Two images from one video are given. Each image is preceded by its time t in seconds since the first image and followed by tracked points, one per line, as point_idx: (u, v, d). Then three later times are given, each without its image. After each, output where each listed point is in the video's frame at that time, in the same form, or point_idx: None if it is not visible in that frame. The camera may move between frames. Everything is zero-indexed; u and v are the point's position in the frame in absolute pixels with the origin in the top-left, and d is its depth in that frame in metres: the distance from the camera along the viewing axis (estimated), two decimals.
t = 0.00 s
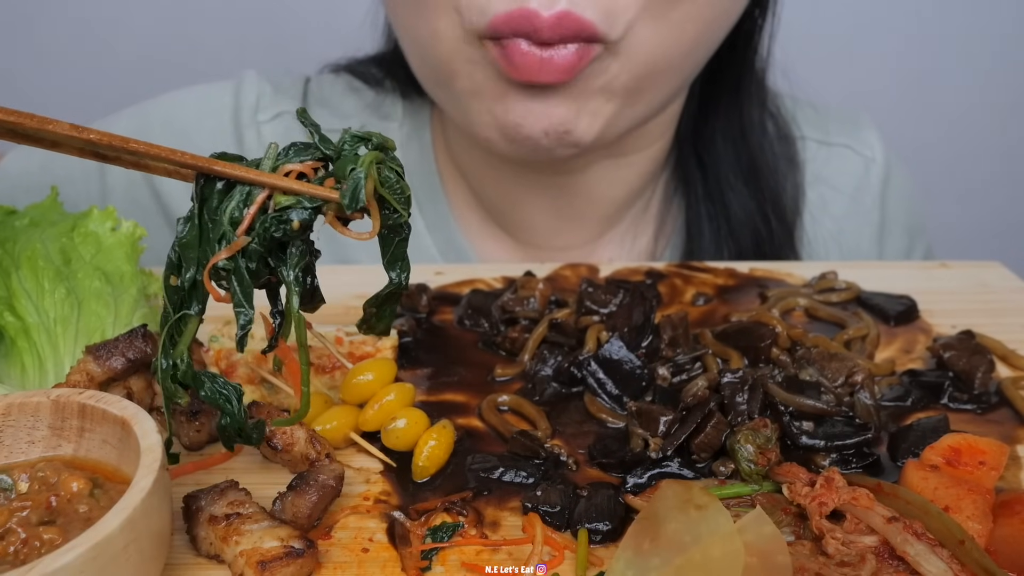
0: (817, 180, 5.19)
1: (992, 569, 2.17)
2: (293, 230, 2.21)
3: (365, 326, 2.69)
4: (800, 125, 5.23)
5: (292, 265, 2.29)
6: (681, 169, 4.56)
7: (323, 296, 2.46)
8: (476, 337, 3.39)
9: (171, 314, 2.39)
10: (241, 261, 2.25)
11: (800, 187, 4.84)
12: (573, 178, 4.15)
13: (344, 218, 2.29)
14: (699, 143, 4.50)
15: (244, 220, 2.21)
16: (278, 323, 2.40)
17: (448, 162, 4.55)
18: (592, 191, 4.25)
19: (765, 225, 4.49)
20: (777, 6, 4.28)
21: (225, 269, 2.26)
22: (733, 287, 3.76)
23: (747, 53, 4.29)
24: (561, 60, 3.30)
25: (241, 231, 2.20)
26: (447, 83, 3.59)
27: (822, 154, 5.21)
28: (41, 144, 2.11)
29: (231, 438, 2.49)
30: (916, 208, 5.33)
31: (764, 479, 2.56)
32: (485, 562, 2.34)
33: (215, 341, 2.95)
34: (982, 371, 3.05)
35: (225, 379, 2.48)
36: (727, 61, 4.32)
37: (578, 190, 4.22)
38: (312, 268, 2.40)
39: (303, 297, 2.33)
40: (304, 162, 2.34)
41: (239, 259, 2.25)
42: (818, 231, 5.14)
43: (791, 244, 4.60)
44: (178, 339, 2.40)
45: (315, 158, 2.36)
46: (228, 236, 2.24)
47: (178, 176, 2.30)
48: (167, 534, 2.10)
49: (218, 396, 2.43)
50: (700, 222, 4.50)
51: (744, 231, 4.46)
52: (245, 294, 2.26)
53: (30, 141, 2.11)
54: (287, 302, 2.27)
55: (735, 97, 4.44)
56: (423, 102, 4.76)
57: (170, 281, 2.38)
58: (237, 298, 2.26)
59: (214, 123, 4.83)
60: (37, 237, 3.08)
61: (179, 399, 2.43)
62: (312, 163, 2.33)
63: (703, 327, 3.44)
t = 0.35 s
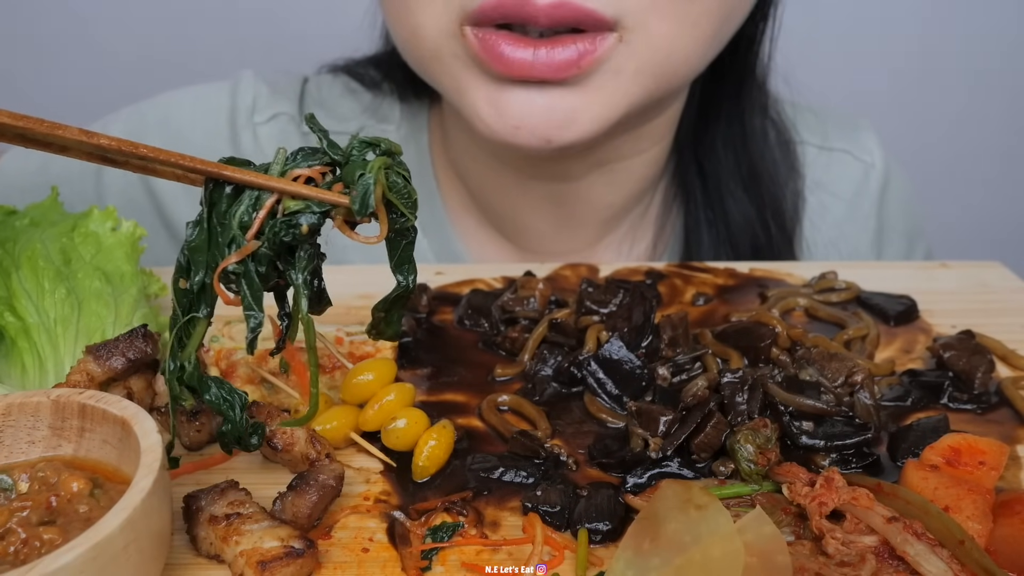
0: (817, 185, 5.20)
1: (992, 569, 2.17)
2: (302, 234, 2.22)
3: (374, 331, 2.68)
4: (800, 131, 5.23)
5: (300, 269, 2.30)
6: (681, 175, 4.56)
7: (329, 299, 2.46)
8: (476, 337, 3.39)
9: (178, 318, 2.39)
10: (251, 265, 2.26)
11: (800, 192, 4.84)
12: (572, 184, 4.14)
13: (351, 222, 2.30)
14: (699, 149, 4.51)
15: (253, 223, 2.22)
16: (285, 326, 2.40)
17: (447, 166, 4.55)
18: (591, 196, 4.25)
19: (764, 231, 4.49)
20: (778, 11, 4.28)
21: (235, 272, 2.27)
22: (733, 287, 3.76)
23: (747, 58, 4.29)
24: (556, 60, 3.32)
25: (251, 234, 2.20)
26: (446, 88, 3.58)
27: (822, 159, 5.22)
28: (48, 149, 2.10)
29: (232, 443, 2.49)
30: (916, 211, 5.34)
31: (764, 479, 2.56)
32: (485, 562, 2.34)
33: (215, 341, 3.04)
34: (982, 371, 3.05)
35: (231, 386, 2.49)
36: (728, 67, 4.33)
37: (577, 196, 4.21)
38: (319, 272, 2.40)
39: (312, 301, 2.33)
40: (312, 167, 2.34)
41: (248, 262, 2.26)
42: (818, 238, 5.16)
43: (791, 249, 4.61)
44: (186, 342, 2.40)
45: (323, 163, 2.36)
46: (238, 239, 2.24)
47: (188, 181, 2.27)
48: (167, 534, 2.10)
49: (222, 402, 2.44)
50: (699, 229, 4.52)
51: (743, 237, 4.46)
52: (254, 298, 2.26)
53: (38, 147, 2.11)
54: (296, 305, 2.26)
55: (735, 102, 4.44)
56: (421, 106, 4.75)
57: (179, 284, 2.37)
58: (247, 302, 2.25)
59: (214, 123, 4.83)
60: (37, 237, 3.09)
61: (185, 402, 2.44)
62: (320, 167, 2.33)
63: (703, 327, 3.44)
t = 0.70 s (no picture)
0: (818, 187, 5.19)
1: (992, 569, 2.17)
2: (309, 244, 2.22)
3: (376, 337, 2.72)
4: (800, 133, 5.23)
5: (307, 278, 2.30)
6: (682, 176, 4.54)
7: (335, 306, 2.46)
8: (476, 337, 3.39)
9: (185, 326, 2.39)
10: (259, 274, 2.26)
11: (800, 195, 4.83)
12: (572, 186, 4.13)
13: (357, 232, 2.30)
14: (699, 151, 4.50)
15: (262, 233, 2.22)
16: (291, 335, 2.40)
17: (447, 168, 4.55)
18: (593, 198, 4.24)
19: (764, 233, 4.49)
20: (779, 12, 4.28)
21: (242, 282, 2.27)
22: (733, 287, 3.76)
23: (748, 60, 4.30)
24: (579, 80, 3.32)
25: (259, 244, 2.20)
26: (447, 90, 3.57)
27: (823, 160, 5.21)
28: (57, 157, 2.12)
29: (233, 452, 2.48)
30: (916, 212, 5.34)
31: (764, 479, 2.57)
32: (485, 562, 2.34)
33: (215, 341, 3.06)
34: (982, 371, 3.05)
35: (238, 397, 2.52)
36: (729, 68, 4.33)
37: (577, 198, 4.20)
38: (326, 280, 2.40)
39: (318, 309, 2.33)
40: (319, 177, 2.35)
41: (256, 272, 2.26)
42: (818, 239, 5.14)
43: (791, 251, 4.60)
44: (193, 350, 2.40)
45: (330, 174, 2.36)
46: (246, 249, 2.25)
47: (196, 189, 2.28)
48: (167, 534, 2.10)
49: (227, 411, 2.45)
50: (700, 231, 4.50)
51: (743, 239, 4.46)
52: (262, 306, 2.26)
53: (47, 155, 2.13)
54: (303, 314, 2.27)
55: (736, 104, 4.44)
56: (421, 110, 4.77)
57: (186, 292, 2.38)
58: (254, 310, 2.26)
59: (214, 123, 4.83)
60: (37, 237, 3.09)
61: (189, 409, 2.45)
62: (327, 178, 2.34)
63: (703, 327, 3.44)
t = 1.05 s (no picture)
0: (819, 187, 5.19)
1: (992, 570, 2.17)
2: (307, 249, 2.22)
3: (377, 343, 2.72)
4: (802, 131, 5.23)
5: (306, 282, 2.31)
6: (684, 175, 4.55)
7: (333, 309, 2.47)
8: (476, 337, 3.39)
9: (184, 330, 2.40)
10: (257, 279, 2.26)
11: (802, 194, 4.82)
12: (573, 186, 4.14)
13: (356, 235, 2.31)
14: (701, 149, 4.51)
15: (260, 238, 2.23)
16: (290, 338, 2.41)
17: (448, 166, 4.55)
18: (593, 198, 4.24)
19: (765, 232, 4.49)
20: (779, 12, 4.29)
21: (241, 287, 2.27)
22: (733, 287, 3.76)
23: (749, 59, 4.31)
24: (564, 78, 3.31)
25: (257, 249, 2.21)
26: (445, 90, 3.58)
27: (825, 159, 5.21)
28: (55, 159, 2.12)
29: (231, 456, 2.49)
30: (917, 212, 5.33)
31: (764, 479, 2.57)
32: (485, 562, 2.34)
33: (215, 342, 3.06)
34: (982, 371, 3.04)
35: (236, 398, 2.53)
36: (729, 68, 4.34)
37: (578, 198, 4.21)
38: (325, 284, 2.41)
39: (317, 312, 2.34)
40: (318, 181, 2.35)
41: (254, 277, 2.26)
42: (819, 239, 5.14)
43: (792, 250, 4.60)
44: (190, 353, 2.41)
45: (329, 177, 2.37)
46: (245, 254, 2.25)
47: (193, 193, 2.28)
48: (167, 534, 2.10)
49: (226, 414, 2.46)
50: (702, 230, 4.50)
51: (744, 238, 4.46)
52: (260, 312, 2.26)
53: (45, 157, 2.12)
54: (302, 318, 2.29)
55: (737, 103, 4.45)
56: (423, 108, 4.77)
57: (185, 296, 2.38)
58: (253, 316, 2.26)
59: (215, 123, 4.83)
60: (37, 237, 3.09)
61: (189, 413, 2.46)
62: (325, 182, 2.34)
63: (703, 327, 3.44)
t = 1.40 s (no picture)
0: (818, 186, 5.19)
1: (992, 569, 2.17)
2: (311, 266, 2.24)
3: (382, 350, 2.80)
4: (800, 131, 5.24)
5: (309, 296, 2.32)
6: (682, 173, 4.55)
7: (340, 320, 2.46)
8: (476, 337, 3.39)
9: (193, 341, 2.44)
10: (261, 296, 2.29)
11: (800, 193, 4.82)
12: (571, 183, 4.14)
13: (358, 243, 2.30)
14: (700, 148, 4.51)
15: (263, 254, 2.24)
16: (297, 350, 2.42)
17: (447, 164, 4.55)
18: (592, 194, 4.25)
19: (765, 231, 4.48)
20: (778, 10, 4.29)
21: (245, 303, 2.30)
22: (733, 287, 3.76)
23: (748, 57, 4.31)
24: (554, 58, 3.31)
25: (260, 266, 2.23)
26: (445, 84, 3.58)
27: (823, 159, 5.22)
28: (58, 169, 2.10)
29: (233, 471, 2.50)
30: (916, 211, 5.33)
31: (764, 479, 2.57)
32: (485, 562, 2.34)
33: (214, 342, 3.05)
34: (982, 371, 3.04)
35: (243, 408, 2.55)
36: (727, 66, 4.34)
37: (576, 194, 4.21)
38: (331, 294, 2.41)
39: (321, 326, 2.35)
40: (321, 198, 2.34)
41: (258, 293, 2.29)
42: (818, 237, 5.14)
43: (791, 249, 4.60)
44: (200, 361, 2.47)
45: (331, 194, 2.36)
46: (249, 269, 2.27)
47: (197, 204, 2.26)
48: (167, 534, 2.10)
49: (233, 425, 2.49)
50: (700, 228, 4.50)
51: (743, 237, 4.45)
52: (265, 327, 2.30)
53: (47, 167, 2.10)
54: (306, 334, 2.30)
55: (736, 101, 4.45)
56: (422, 105, 4.77)
57: (193, 307, 2.43)
58: (257, 331, 2.29)
59: (216, 122, 4.82)
60: (37, 236, 3.10)
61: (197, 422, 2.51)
62: (328, 198, 2.34)
63: (703, 327, 3.44)
